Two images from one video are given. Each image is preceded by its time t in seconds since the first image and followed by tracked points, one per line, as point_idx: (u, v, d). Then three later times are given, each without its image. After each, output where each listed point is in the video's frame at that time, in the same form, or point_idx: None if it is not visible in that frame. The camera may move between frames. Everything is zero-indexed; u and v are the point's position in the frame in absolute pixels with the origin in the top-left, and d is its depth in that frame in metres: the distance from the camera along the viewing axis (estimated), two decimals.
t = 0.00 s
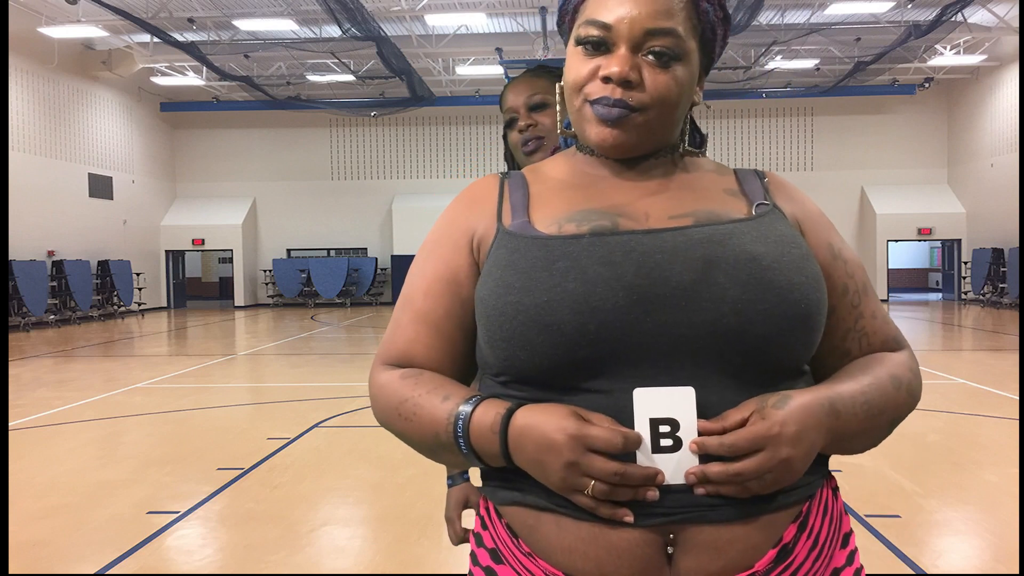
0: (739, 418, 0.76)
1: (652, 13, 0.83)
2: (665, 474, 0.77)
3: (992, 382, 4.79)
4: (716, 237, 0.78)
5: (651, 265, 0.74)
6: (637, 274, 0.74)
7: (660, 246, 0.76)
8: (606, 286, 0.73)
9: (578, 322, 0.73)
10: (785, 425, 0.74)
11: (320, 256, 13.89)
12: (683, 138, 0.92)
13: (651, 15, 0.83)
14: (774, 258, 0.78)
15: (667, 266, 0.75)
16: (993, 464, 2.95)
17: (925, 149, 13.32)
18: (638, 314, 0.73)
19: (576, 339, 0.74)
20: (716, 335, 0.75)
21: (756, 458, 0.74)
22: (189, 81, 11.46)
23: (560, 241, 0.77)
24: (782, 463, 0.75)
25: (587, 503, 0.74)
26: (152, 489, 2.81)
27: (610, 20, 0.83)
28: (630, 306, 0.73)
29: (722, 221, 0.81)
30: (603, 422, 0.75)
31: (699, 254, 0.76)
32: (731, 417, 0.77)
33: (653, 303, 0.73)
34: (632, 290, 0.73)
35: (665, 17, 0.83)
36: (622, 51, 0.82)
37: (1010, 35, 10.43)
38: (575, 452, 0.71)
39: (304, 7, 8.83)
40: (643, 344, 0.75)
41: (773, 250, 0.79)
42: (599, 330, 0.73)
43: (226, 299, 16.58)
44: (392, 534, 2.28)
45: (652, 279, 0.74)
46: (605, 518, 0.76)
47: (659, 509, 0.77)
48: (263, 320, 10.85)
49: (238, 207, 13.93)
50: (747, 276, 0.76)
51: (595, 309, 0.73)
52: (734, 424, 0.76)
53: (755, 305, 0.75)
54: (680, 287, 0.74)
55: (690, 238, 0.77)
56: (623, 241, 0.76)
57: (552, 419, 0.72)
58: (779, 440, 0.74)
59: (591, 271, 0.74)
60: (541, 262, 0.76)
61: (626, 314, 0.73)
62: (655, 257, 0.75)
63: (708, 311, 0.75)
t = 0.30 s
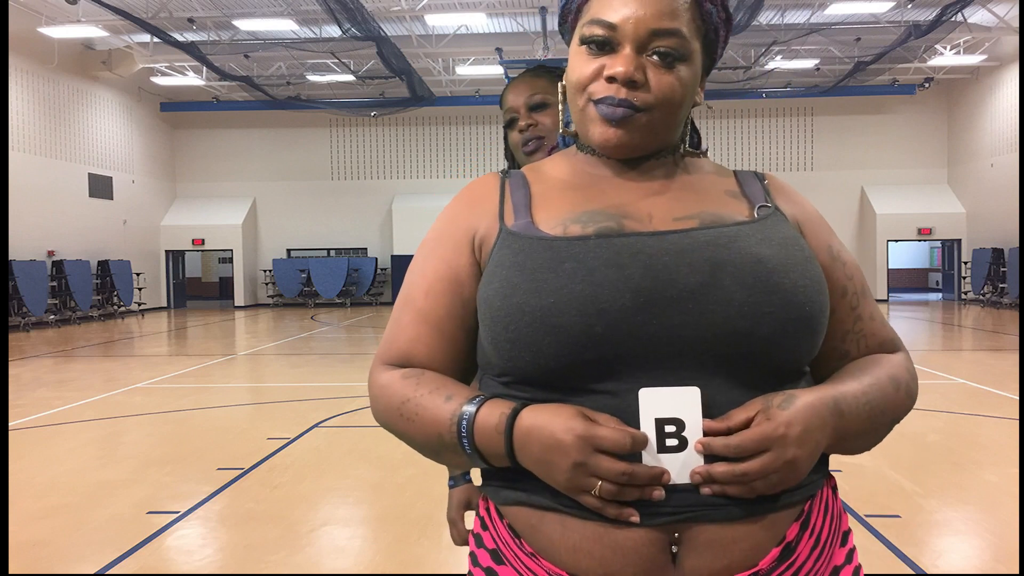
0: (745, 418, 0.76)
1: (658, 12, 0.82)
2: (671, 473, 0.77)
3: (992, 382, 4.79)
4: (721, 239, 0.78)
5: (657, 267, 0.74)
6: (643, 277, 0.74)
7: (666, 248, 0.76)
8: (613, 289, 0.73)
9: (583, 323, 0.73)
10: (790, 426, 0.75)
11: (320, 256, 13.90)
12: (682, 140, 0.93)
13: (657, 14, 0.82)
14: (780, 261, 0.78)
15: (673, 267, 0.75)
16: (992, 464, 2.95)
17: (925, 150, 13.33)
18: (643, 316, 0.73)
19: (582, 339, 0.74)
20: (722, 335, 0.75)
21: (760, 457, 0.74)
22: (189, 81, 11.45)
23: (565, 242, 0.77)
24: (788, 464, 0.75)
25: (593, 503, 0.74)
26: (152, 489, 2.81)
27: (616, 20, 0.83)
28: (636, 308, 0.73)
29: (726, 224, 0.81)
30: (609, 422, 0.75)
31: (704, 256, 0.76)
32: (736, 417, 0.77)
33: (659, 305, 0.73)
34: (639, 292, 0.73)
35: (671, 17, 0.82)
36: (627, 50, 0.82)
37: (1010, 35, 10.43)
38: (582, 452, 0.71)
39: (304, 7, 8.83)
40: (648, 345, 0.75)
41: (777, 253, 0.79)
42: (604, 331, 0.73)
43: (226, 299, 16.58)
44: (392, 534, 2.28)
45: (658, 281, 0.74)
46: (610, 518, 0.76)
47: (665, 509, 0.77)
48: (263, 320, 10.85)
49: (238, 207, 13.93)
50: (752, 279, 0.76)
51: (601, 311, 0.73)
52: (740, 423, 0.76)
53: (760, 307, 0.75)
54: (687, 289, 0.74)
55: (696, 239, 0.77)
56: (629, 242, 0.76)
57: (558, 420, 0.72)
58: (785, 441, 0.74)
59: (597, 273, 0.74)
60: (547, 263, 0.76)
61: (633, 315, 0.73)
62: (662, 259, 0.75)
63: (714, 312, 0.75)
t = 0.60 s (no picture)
0: (746, 417, 0.76)
1: (668, 14, 0.82)
2: (673, 473, 0.77)
3: (992, 382, 4.79)
4: (724, 240, 0.78)
5: (661, 268, 0.74)
6: (647, 277, 0.74)
7: (667, 250, 0.76)
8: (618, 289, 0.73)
9: (587, 324, 0.73)
10: (791, 425, 0.74)
11: (320, 256, 13.90)
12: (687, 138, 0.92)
13: (667, 15, 0.82)
14: (781, 262, 0.78)
15: (677, 266, 0.75)
16: (993, 464, 2.95)
17: (925, 150, 13.33)
18: (648, 316, 0.73)
19: (586, 340, 0.74)
20: (724, 337, 0.75)
21: (763, 457, 0.74)
22: (189, 81, 11.46)
23: (568, 243, 0.77)
24: (790, 463, 0.75)
25: (595, 504, 0.74)
26: (152, 489, 2.81)
27: (624, 21, 0.82)
28: (640, 308, 0.73)
29: (727, 226, 0.81)
30: (611, 423, 0.75)
31: (707, 256, 0.76)
32: (738, 417, 0.76)
33: (663, 305, 0.73)
34: (641, 293, 0.73)
35: (677, 18, 0.82)
36: (636, 52, 0.82)
37: (1010, 34, 10.43)
38: (586, 453, 0.71)
39: (304, 7, 8.83)
40: (651, 346, 0.75)
41: (777, 254, 0.79)
42: (611, 330, 0.73)
43: (226, 299, 16.58)
44: (392, 534, 2.28)
45: (662, 282, 0.74)
46: (612, 518, 0.75)
47: (667, 509, 0.76)
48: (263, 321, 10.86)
49: (238, 207, 13.93)
50: (755, 279, 0.76)
51: (606, 311, 0.73)
52: (741, 423, 0.76)
53: (764, 307, 0.76)
54: (691, 288, 0.74)
55: (698, 240, 0.77)
56: (631, 243, 0.76)
57: (560, 420, 0.72)
58: (787, 440, 0.74)
59: (600, 273, 0.74)
60: (553, 264, 0.75)
61: (636, 316, 0.73)
62: (665, 260, 0.75)
63: (718, 315, 0.75)
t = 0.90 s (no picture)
0: (748, 418, 0.76)
1: (673, 17, 0.82)
2: (676, 474, 0.77)
3: (992, 382, 4.79)
4: (727, 242, 0.78)
5: (664, 269, 0.74)
6: (651, 278, 0.74)
7: (670, 252, 0.76)
8: (621, 291, 0.73)
9: (591, 326, 0.73)
10: (795, 425, 0.74)
11: (320, 256, 13.90)
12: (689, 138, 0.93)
13: (673, 18, 0.82)
14: (782, 264, 0.78)
15: (680, 267, 0.75)
16: (992, 464, 2.95)
17: (925, 149, 13.33)
18: (652, 318, 0.73)
19: (590, 340, 0.74)
20: (727, 339, 0.75)
21: (765, 459, 0.74)
22: (189, 81, 11.46)
23: (571, 244, 0.77)
24: (793, 463, 0.75)
25: (599, 504, 0.74)
26: (152, 489, 2.81)
27: (630, 25, 0.82)
28: (643, 309, 0.73)
29: (729, 227, 0.81)
30: (613, 424, 0.75)
31: (709, 257, 0.76)
32: (739, 417, 0.77)
33: (666, 307, 0.73)
34: (646, 295, 0.73)
35: (681, 20, 0.82)
36: (645, 55, 0.82)
37: (1011, 35, 10.43)
38: (589, 454, 0.71)
39: (304, 7, 8.83)
40: (654, 349, 0.75)
41: (778, 255, 0.79)
42: (615, 332, 0.73)
43: (226, 299, 16.57)
44: (392, 534, 2.28)
45: (665, 283, 0.74)
46: (615, 519, 0.75)
47: (669, 509, 0.77)
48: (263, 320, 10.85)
49: (238, 207, 13.94)
50: (757, 280, 0.76)
51: (610, 312, 0.73)
52: (743, 424, 0.76)
53: (766, 309, 0.76)
54: (694, 289, 0.74)
55: (701, 242, 0.78)
56: (634, 245, 0.76)
57: (564, 421, 0.72)
58: (790, 440, 0.74)
59: (603, 274, 0.74)
60: (555, 264, 0.75)
61: (640, 317, 0.73)
62: (667, 261, 0.75)
63: (720, 316, 0.75)
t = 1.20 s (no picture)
0: (746, 417, 0.76)
1: (673, 19, 0.82)
2: (675, 472, 0.77)
3: (992, 382, 4.79)
4: (725, 242, 0.78)
5: (663, 268, 0.74)
6: (651, 277, 0.74)
7: (668, 250, 0.76)
8: (619, 290, 0.73)
9: (590, 324, 0.73)
10: (793, 424, 0.74)
11: (320, 256, 13.90)
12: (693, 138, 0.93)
13: (673, 20, 0.82)
14: (781, 262, 0.78)
15: (680, 266, 0.75)
16: (992, 464, 2.95)
17: (925, 150, 13.33)
18: (651, 317, 0.73)
19: (589, 339, 0.74)
20: (725, 339, 0.75)
21: (763, 458, 0.74)
22: (189, 81, 11.46)
23: (571, 243, 0.77)
24: (792, 462, 0.75)
25: (598, 504, 0.74)
26: (152, 489, 2.81)
27: (630, 27, 0.82)
28: (642, 308, 0.73)
29: (728, 226, 0.81)
30: (612, 423, 0.74)
31: (707, 256, 0.76)
32: (738, 416, 0.76)
33: (665, 305, 0.73)
34: (646, 294, 0.73)
35: (681, 23, 0.82)
36: (645, 58, 0.82)
37: (1011, 35, 10.42)
38: (587, 453, 0.71)
39: (304, 7, 8.83)
40: (652, 347, 0.75)
41: (778, 254, 0.79)
42: (615, 330, 0.73)
43: (226, 299, 16.57)
44: (392, 534, 2.28)
45: (665, 281, 0.74)
46: (612, 519, 0.76)
47: (668, 509, 0.77)
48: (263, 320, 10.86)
49: (238, 207, 13.95)
50: (756, 279, 0.76)
51: (609, 311, 0.73)
52: (741, 423, 0.76)
53: (766, 308, 0.75)
54: (693, 288, 0.74)
55: (700, 241, 0.77)
56: (633, 244, 0.76)
57: (563, 420, 0.72)
58: (789, 439, 0.74)
59: (602, 272, 0.74)
60: (553, 264, 0.75)
61: (639, 316, 0.73)
62: (667, 260, 0.75)
63: (719, 316, 0.75)
